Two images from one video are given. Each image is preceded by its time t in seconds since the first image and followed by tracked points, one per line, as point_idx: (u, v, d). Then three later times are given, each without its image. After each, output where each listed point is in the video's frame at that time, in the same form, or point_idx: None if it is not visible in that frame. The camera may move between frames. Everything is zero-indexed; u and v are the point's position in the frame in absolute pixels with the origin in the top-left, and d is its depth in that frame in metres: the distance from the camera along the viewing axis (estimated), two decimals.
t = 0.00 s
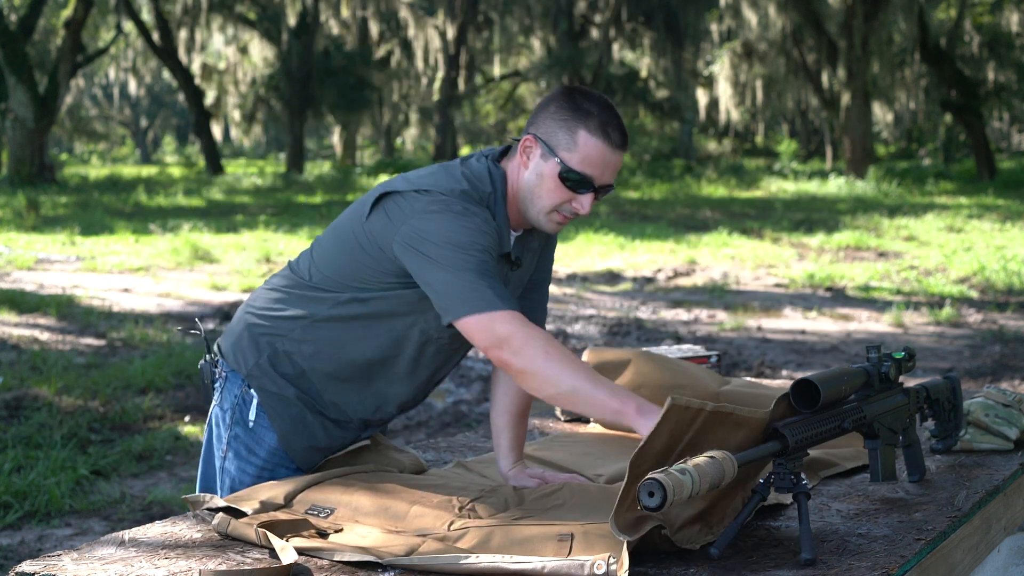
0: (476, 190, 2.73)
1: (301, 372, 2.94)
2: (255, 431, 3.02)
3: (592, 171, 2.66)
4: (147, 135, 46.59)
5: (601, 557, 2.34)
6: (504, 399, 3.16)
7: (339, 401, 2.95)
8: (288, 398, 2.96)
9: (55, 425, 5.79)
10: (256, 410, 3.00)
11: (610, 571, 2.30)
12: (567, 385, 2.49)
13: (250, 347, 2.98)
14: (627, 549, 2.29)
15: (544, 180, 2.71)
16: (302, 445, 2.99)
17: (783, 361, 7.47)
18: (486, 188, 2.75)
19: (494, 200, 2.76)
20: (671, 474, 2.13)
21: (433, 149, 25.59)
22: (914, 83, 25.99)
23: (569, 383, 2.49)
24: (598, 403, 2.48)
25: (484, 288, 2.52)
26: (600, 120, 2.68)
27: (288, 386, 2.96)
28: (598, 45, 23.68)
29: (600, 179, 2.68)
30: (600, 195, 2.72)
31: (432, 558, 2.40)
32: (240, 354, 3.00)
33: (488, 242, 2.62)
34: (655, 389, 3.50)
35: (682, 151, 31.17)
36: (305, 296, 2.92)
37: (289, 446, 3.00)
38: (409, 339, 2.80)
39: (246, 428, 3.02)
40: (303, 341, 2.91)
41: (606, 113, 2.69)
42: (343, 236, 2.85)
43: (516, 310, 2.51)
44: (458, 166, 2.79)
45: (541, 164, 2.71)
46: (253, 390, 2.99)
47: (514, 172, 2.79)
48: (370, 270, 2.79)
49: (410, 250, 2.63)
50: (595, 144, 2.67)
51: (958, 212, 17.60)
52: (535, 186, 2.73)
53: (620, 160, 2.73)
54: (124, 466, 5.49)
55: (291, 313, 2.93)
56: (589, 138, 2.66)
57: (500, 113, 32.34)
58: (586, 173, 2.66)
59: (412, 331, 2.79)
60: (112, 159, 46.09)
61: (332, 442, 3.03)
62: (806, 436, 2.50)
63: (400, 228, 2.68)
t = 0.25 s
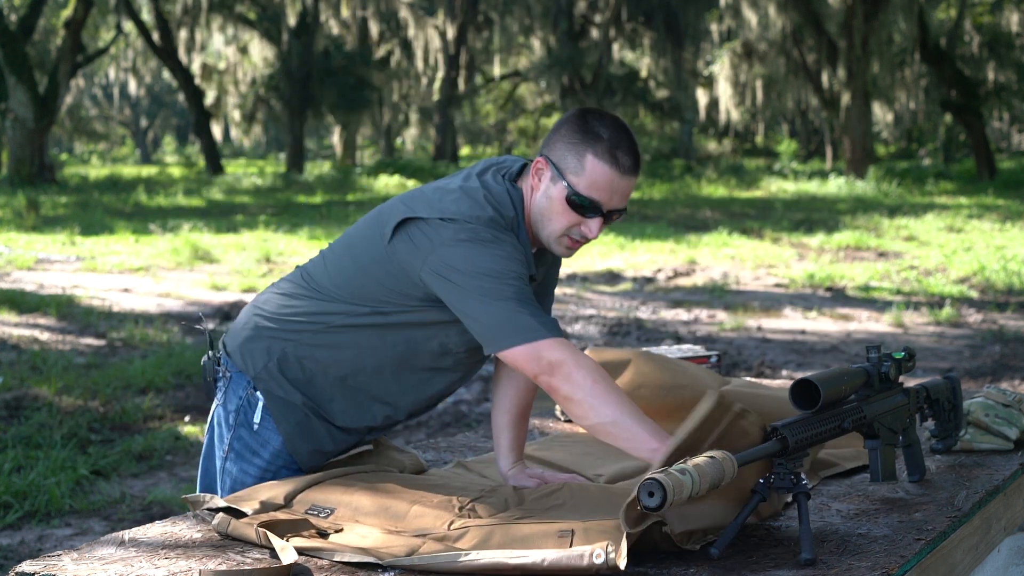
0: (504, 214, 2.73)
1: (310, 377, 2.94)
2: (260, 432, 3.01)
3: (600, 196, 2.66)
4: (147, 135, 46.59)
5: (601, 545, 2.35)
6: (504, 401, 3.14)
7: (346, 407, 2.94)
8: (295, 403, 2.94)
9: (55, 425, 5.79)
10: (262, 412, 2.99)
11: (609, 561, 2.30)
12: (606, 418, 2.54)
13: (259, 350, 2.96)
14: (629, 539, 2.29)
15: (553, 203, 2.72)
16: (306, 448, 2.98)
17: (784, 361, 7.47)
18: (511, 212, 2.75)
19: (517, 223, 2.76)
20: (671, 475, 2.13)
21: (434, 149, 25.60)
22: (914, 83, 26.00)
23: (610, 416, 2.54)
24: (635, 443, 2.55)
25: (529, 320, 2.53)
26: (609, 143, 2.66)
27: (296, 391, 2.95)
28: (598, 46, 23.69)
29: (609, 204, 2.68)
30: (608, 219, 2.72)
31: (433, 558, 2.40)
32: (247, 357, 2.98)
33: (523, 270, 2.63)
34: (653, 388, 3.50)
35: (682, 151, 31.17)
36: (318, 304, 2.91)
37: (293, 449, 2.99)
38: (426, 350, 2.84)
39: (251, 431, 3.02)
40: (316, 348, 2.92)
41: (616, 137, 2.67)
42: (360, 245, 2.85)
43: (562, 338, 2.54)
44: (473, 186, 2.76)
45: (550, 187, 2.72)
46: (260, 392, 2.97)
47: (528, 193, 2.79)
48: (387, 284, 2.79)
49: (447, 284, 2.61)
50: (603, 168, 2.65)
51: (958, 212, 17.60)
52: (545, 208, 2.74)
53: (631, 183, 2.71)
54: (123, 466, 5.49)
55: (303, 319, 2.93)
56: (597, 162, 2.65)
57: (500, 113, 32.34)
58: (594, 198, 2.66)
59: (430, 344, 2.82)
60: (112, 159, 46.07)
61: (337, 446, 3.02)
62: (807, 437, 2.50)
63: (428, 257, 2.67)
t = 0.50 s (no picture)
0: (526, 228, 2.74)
1: (321, 383, 2.94)
2: (263, 434, 3.01)
3: (609, 216, 2.65)
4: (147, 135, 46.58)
5: (601, 531, 2.34)
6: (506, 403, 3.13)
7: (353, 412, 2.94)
8: (302, 407, 2.94)
9: (55, 425, 5.79)
10: (266, 414, 2.99)
11: (608, 545, 2.30)
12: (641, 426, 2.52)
13: (271, 350, 2.96)
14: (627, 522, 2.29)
15: (563, 219, 2.72)
16: (310, 452, 2.99)
17: (783, 361, 7.47)
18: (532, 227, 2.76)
19: (539, 237, 2.77)
20: (671, 475, 2.13)
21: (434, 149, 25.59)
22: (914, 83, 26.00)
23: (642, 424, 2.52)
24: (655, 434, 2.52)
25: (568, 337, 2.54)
26: (621, 163, 2.63)
27: (304, 394, 2.94)
28: (598, 46, 23.71)
29: (618, 223, 2.66)
30: (618, 237, 2.70)
31: (434, 555, 2.40)
32: (258, 356, 2.97)
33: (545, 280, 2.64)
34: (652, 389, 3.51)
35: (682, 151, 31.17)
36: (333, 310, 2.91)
37: (295, 452, 2.99)
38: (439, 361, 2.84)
39: (255, 433, 3.01)
40: (330, 352, 2.91)
41: (629, 157, 2.63)
42: (376, 250, 2.85)
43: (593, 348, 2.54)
44: (495, 203, 2.76)
45: (561, 203, 2.71)
46: (267, 394, 2.97)
47: (542, 204, 2.78)
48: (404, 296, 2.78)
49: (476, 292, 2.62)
50: (613, 188, 2.63)
51: (958, 212, 17.60)
52: (556, 223, 2.74)
53: (645, 202, 2.68)
54: (123, 466, 5.49)
55: (317, 322, 2.92)
56: (607, 182, 2.63)
57: (500, 113, 32.34)
58: (603, 217, 2.65)
59: (445, 354, 2.81)
60: (112, 159, 46.07)
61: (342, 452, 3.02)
62: (808, 437, 2.50)
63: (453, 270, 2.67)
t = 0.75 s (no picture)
0: (505, 221, 2.66)
1: (317, 381, 2.94)
2: (262, 434, 3.01)
3: (598, 218, 2.62)
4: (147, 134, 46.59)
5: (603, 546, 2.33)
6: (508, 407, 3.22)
7: (348, 409, 2.94)
8: (300, 404, 2.95)
9: (55, 426, 5.79)
10: (265, 412, 3.00)
11: (611, 563, 2.29)
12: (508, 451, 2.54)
13: (266, 350, 2.97)
14: (627, 538, 2.28)
15: (554, 216, 2.68)
16: (309, 450, 2.99)
17: (783, 361, 7.47)
18: (515, 218, 2.69)
19: (521, 232, 2.69)
20: (671, 475, 2.14)
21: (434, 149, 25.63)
22: (914, 83, 26.00)
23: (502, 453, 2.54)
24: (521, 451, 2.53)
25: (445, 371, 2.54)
26: (616, 166, 2.62)
27: (301, 392, 2.95)
28: (598, 46, 23.72)
29: (606, 226, 2.64)
30: (605, 240, 2.67)
31: (434, 558, 2.40)
32: (255, 356, 2.98)
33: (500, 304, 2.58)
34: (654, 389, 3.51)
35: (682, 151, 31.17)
36: (325, 310, 2.91)
37: (294, 451, 2.99)
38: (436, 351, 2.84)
39: (254, 431, 3.02)
40: (316, 349, 2.92)
41: (626, 162, 2.62)
42: (365, 248, 2.84)
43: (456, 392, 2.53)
44: (482, 198, 2.69)
45: (555, 201, 2.67)
46: (265, 392, 2.98)
47: (536, 201, 2.74)
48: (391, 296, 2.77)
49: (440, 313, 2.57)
50: (605, 191, 2.61)
51: (958, 212, 17.60)
52: (546, 221, 2.70)
53: (634, 211, 2.67)
54: (123, 466, 5.48)
55: (310, 322, 2.93)
56: (600, 184, 2.61)
57: (500, 113, 32.35)
58: (592, 219, 2.63)
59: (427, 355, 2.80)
60: (112, 159, 46.06)
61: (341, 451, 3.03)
62: (808, 438, 2.50)
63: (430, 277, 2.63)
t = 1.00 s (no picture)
0: (447, 205, 2.72)
1: (298, 369, 2.95)
2: (250, 425, 3.02)
3: (551, 194, 2.64)
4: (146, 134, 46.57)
5: (603, 547, 2.33)
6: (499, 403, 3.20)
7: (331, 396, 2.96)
8: (284, 393, 2.95)
9: (55, 425, 5.79)
10: (251, 404, 3.00)
11: (611, 562, 2.29)
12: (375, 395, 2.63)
13: (243, 336, 2.99)
14: (627, 538, 2.28)
15: (512, 196, 2.70)
16: (298, 440, 2.99)
17: (784, 361, 7.47)
18: (457, 203, 2.74)
19: (475, 214, 2.77)
20: (671, 475, 2.14)
21: (433, 149, 25.63)
22: (914, 83, 26.00)
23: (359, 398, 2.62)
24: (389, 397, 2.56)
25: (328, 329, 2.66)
26: (571, 144, 2.64)
27: (285, 382, 2.95)
28: (598, 46, 23.74)
29: (559, 206, 2.65)
30: (562, 221, 2.69)
31: (433, 558, 2.40)
32: (236, 348, 3.00)
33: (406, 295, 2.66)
34: (651, 388, 3.51)
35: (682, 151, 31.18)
36: (297, 298, 2.93)
37: (283, 441, 3.00)
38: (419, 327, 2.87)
39: (242, 424, 3.02)
40: (276, 330, 2.95)
41: (577, 140, 2.65)
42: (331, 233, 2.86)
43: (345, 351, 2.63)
44: (440, 182, 2.76)
45: (512, 181, 2.71)
46: (249, 384, 2.99)
47: (495, 186, 2.80)
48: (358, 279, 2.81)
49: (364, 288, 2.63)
50: (557, 167, 2.63)
51: (958, 212, 17.60)
52: (507, 202, 2.72)
53: (587, 190, 2.68)
54: (124, 466, 5.48)
55: (286, 312, 2.94)
56: (551, 162, 2.64)
57: (499, 113, 32.34)
58: (545, 196, 2.64)
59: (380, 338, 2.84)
60: (112, 160, 46.06)
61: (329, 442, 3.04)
62: (807, 439, 2.51)
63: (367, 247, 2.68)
